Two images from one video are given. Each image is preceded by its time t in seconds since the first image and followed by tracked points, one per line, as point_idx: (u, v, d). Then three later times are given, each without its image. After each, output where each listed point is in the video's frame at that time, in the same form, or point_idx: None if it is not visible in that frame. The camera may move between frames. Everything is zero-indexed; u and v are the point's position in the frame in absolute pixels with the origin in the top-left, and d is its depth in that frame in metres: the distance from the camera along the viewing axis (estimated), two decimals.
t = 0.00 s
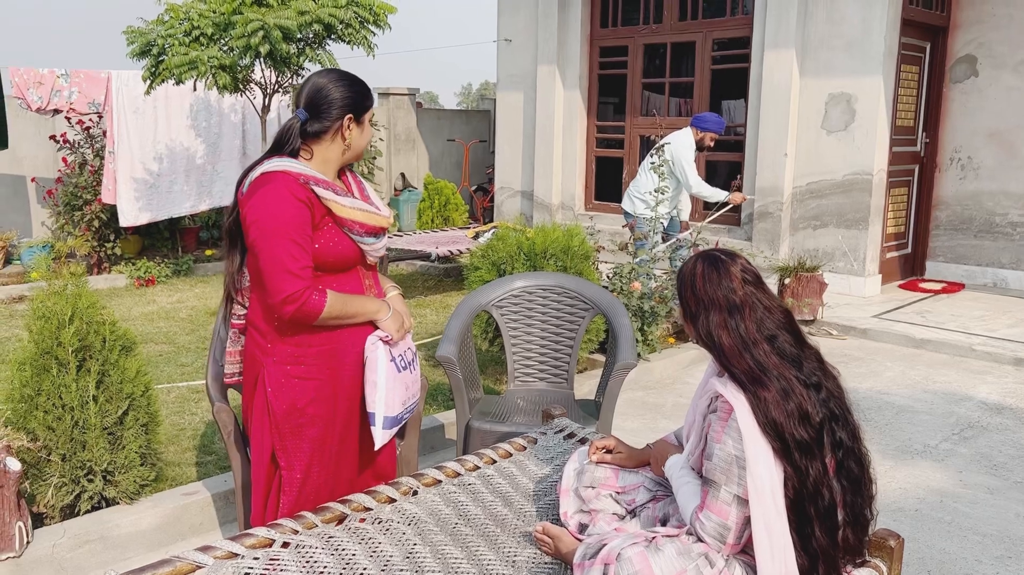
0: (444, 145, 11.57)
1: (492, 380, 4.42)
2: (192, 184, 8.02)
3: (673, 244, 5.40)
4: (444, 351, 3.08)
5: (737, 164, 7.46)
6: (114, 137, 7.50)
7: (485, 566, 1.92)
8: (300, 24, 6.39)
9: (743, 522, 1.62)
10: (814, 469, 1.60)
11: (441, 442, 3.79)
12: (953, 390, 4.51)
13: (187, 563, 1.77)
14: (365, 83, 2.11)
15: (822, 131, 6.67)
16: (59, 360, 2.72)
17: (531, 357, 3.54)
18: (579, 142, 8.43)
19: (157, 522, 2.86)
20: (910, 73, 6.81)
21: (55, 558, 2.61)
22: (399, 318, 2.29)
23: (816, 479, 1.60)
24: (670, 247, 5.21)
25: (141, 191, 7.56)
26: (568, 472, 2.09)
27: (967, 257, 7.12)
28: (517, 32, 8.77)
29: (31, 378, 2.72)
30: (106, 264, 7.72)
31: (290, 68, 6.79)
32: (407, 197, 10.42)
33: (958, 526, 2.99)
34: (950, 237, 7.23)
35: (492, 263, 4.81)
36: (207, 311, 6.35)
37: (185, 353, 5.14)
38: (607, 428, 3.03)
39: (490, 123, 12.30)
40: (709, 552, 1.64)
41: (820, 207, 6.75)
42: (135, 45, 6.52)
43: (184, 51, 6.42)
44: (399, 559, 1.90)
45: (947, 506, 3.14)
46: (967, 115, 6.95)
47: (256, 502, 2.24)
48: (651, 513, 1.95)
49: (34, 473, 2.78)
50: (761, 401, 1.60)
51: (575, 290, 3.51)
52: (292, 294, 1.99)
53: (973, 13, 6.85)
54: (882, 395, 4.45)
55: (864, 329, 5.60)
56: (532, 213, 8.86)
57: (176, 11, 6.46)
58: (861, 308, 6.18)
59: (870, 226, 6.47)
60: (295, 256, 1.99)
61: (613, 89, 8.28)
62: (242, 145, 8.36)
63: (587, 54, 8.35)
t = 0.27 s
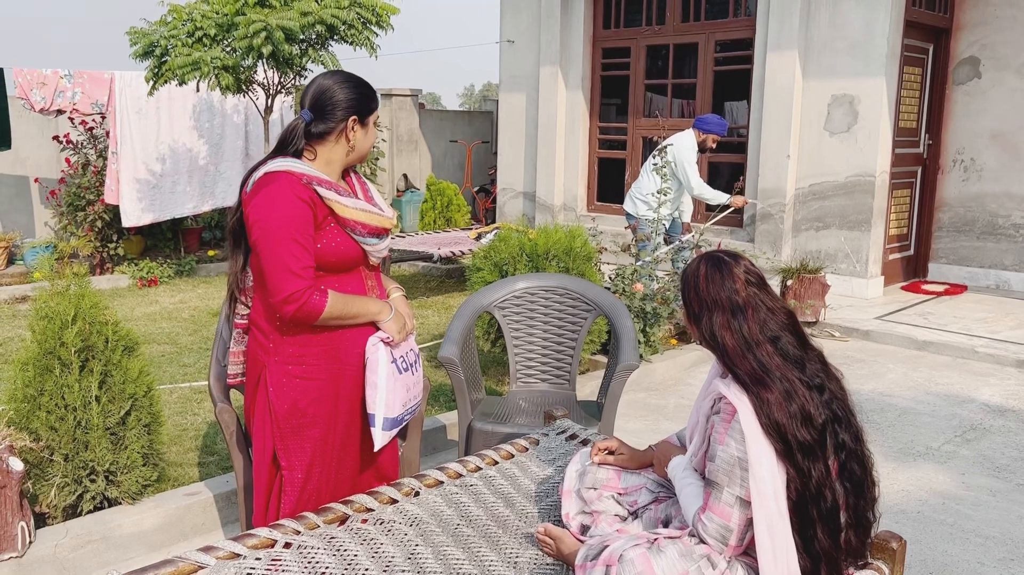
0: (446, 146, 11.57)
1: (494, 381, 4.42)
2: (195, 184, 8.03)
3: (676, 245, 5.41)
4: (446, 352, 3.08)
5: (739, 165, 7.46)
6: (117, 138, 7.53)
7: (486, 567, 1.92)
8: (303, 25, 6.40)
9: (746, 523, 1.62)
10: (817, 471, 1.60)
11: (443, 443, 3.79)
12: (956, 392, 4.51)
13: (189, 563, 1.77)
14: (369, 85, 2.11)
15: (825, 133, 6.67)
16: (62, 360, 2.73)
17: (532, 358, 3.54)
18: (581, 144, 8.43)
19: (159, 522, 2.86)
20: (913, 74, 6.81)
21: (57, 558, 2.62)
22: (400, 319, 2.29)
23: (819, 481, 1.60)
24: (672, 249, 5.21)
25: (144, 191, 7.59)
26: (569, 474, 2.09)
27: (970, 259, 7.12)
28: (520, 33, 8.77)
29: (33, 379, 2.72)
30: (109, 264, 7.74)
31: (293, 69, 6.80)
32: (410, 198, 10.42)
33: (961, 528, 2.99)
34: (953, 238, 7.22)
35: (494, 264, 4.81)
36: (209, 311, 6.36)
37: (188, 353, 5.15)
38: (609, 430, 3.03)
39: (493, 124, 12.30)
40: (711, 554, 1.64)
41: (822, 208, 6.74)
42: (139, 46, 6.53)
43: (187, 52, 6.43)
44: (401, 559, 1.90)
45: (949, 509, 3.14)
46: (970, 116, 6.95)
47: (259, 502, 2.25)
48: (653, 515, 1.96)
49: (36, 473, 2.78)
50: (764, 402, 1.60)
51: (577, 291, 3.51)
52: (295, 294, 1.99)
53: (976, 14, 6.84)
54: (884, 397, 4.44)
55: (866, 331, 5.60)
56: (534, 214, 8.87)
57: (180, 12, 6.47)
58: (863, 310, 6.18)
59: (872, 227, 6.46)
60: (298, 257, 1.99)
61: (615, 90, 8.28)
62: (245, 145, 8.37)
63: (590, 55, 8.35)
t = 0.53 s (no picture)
0: (448, 147, 11.58)
1: (496, 382, 4.42)
2: (198, 185, 8.04)
3: (678, 246, 5.41)
4: (448, 353, 3.08)
5: (741, 167, 7.46)
6: (120, 138, 7.54)
7: (488, 568, 1.92)
8: (306, 26, 6.40)
9: (748, 525, 1.62)
10: (820, 473, 1.60)
11: (445, 444, 3.79)
12: (958, 394, 4.50)
13: (191, 564, 1.78)
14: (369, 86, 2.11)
15: (827, 134, 6.66)
16: (65, 360, 2.73)
17: (534, 359, 3.54)
18: (583, 145, 8.43)
19: (161, 523, 2.86)
20: (916, 76, 6.81)
21: (60, 559, 2.62)
22: (403, 320, 2.29)
23: (822, 484, 1.60)
24: (674, 250, 5.21)
25: (146, 192, 7.61)
26: (572, 475, 2.09)
27: (972, 260, 7.11)
28: (522, 34, 8.77)
29: (36, 379, 2.72)
30: (111, 265, 7.75)
31: (295, 70, 6.80)
32: (412, 199, 10.43)
33: (963, 530, 2.99)
34: (955, 240, 7.22)
35: (496, 265, 4.80)
36: (211, 312, 6.37)
37: (190, 354, 5.16)
38: (611, 431, 3.03)
39: (495, 125, 12.30)
40: (713, 555, 1.64)
41: (824, 210, 6.74)
42: (141, 47, 6.54)
43: (189, 53, 6.43)
44: (403, 561, 1.90)
45: (951, 511, 3.14)
46: (973, 118, 6.94)
47: (262, 502, 2.25)
48: (656, 516, 1.95)
49: (39, 473, 2.79)
50: (767, 404, 1.60)
51: (579, 292, 3.51)
52: (298, 296, 1.99)
53: (978, 16, 6.84)
54: (886, 399, 4.44)
55: (868, 333, 5.59)
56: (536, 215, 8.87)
57: (182, 13, 6.49)
58: (865, 311, 6.18)
59: (874, 229, 6.46)
60: (301, 258, 1.99)
61: (617, 91, 8.28)
62: (248, 146, 8.38)
63: (592, 56, 8.35)
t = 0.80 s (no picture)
0: (450, 148, 11.59)
1: (497, 383, 4.43)
2: (200, 185, 8.04)
3: (679, 248, 5.41)
4: (449, 354, 3.08)
5: (742, 168, 7.46)
6: (122, 139, 7.55)
7: (490, 570, 1.92)
8: (308, 27, 6.40)
9: (750, 527, 1.62)
10: (822, 475, 1.60)
11: (446, 445, 3.79)
12: (960, 395, 4.50)
13: (192, 565, 1.78)
14: (370, 87, 2.11)
15: (828, 135, 6.66)
16: (66, 361, 2.73)
17: (536, 360, 3.53)
18: (585, 146, 8.43)
19: (162, 524, 2.86)
20: (918, 77, 6.80)
21: (61, 559, 2.62)
22: (405, 321, 2.29)
23: (824, 486, 1.60)
24: (675, 251, 5.21)
25: (148, 192, 7.62)
26: (573, 476, 2.09)
27: (974, 262, 7.11)
28: (524, 35, 8.78)
29: (37, 380, 2.72)
30: (113, 265, 7.76)
31: (297, 71, 6.81)
32: (414, 200, 10.43)
33: (965, 532, 2.98)
34: (957, 242, 7.21)
35: (497, 266, 4.80)
36: (213, 312, 6.37)
37: (191, 354, 5.16)
38: (612, 432, 3.03)
39: (497, 126, 12.31)
40: (715, 557, 1.64)
41: (826, 211, 6.74)
42: (143, 48, 6.54)
43: (191, 53, 6.43)
44: (405, 562, 1.90)
45: (953, 513, 3.13)
46: (975, 120, 6.94)
47: (264, 504, 2.25)
48: (657, 518, 1.95)
49: (40, 474, 2.79)
50: (769, 407, 1.60)
51: (581, 293, 3.51)
52: (301, 297, 1.99)
53: (981, 17, 6.83)
54: (888, 400, 4.43)
55: (870, 334, 5.59)
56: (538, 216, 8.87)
57: (184, 14, 6.49)
58: (867, 313, 6.17)
59: (876, 230, 6.46)
60: (303, 260, 2.00)
61: (619, 92, 8.28)
62: (250, 147, 8.39)
63: (594, 57, 8.35)
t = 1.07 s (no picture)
0: (451, 149, 11.59)
1: (497, 384, 4.43)
2: (201, 186, 8.04)
3: (680, 249, 5.41)
4: (450, 354, 3.09)
5: (743, 169, 7.46)
6: (123, 140, 7.55)
7: (490, 570, 1.92)
8: (309, 28, 6.40)
9: (750, 528, 1.62)
10: (822, 475, 1.60)
11: (447, 446, 3.79)
12: (961, 396, 4.50)
13: (193, 566, 1.78)
14: (373, 88, 2.12)
15: (829, 136, 6.66)
16: (68, 362, 2.74)
17: (536, 361, 3.53)
18: (586, 147, 8.43)
19: (163, 524, 2.86)
20: (919, 78, 6.81)
21: (62, 559, 2.62)
22: (405, 322, 2.28)
23: (825, 486, 1.60)
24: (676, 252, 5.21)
25: (149, 192, 7.61)
26: (574, 477, 2.09)
27: (975, 263, 7.10)
28: (525, 36, 8.78)
29: (38, 380, 2.73)
30: (114, 266, 7.76)
31: (298, 72, 6.81)
32: (414, 201, 10.43)
33: (966, 533, 2.98)
34: (957, 243, 7.21)
35: (498, 267, 4.80)
36: (214, 313, 6.37)
37: (192, 355, 5.16)
38: (613, 433, 3.03)
39: (498, 127, 12.31)
40: (715, 558, 1.64)
41: (827, 212, 6.73)
42: (145, 49, 6.55)
43: (193, 54, 6.43)
44: (405, 563, 1.90)
45: (954, 514, 3.13)
46: (976, 121, 6.94)
47: (265, 505, 2.25)
48: (657, 519, 1.95)
49: (41, 474, 2.79)
50: (770, 407, 1.60)
51: (582, 294, 3.51)
52: (302, 297, 2.00)
53: (981, 18, 6.83)
54: (889, 401, 4.43)
55: (871, 335, 5.59)
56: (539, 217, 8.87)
57: (186, 15, 6.50)
58: (868, 314, 6.17)
59: (877, 231, 6.45)
60: (304, 260, 2.00)
61: (620, 93, 8.29)
62: (251, 148, 8.39)
63: (594, 58, 8.36)
